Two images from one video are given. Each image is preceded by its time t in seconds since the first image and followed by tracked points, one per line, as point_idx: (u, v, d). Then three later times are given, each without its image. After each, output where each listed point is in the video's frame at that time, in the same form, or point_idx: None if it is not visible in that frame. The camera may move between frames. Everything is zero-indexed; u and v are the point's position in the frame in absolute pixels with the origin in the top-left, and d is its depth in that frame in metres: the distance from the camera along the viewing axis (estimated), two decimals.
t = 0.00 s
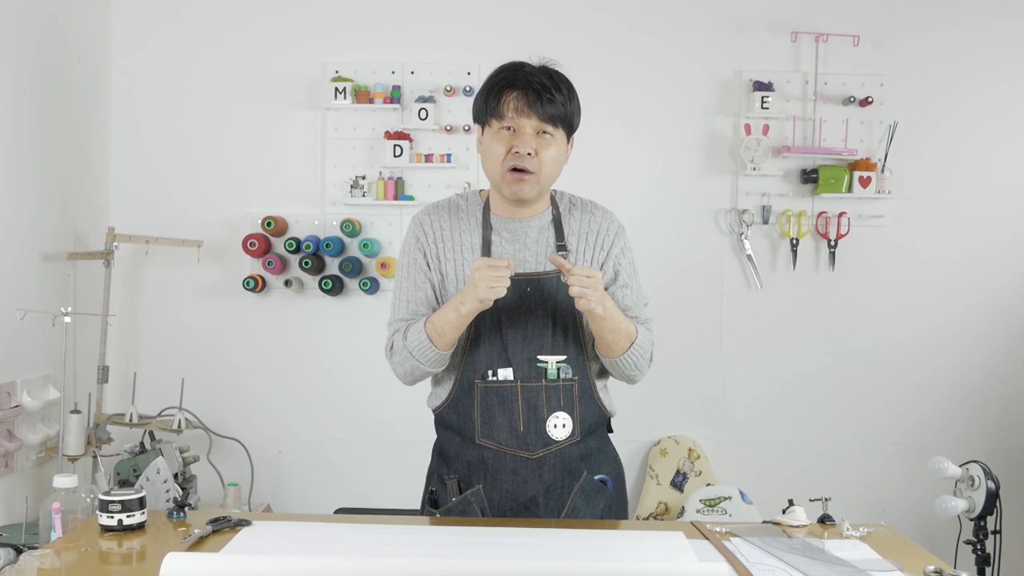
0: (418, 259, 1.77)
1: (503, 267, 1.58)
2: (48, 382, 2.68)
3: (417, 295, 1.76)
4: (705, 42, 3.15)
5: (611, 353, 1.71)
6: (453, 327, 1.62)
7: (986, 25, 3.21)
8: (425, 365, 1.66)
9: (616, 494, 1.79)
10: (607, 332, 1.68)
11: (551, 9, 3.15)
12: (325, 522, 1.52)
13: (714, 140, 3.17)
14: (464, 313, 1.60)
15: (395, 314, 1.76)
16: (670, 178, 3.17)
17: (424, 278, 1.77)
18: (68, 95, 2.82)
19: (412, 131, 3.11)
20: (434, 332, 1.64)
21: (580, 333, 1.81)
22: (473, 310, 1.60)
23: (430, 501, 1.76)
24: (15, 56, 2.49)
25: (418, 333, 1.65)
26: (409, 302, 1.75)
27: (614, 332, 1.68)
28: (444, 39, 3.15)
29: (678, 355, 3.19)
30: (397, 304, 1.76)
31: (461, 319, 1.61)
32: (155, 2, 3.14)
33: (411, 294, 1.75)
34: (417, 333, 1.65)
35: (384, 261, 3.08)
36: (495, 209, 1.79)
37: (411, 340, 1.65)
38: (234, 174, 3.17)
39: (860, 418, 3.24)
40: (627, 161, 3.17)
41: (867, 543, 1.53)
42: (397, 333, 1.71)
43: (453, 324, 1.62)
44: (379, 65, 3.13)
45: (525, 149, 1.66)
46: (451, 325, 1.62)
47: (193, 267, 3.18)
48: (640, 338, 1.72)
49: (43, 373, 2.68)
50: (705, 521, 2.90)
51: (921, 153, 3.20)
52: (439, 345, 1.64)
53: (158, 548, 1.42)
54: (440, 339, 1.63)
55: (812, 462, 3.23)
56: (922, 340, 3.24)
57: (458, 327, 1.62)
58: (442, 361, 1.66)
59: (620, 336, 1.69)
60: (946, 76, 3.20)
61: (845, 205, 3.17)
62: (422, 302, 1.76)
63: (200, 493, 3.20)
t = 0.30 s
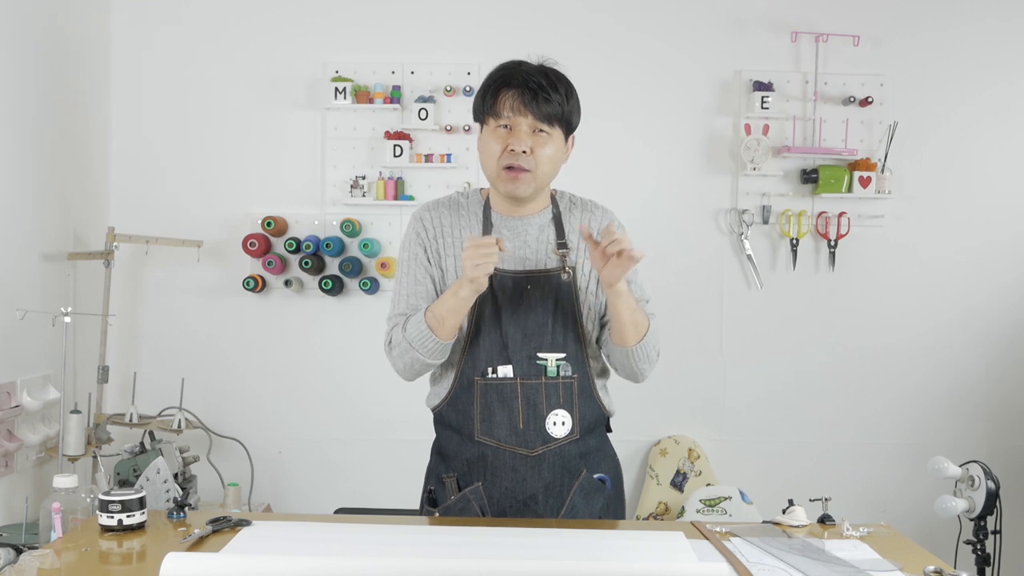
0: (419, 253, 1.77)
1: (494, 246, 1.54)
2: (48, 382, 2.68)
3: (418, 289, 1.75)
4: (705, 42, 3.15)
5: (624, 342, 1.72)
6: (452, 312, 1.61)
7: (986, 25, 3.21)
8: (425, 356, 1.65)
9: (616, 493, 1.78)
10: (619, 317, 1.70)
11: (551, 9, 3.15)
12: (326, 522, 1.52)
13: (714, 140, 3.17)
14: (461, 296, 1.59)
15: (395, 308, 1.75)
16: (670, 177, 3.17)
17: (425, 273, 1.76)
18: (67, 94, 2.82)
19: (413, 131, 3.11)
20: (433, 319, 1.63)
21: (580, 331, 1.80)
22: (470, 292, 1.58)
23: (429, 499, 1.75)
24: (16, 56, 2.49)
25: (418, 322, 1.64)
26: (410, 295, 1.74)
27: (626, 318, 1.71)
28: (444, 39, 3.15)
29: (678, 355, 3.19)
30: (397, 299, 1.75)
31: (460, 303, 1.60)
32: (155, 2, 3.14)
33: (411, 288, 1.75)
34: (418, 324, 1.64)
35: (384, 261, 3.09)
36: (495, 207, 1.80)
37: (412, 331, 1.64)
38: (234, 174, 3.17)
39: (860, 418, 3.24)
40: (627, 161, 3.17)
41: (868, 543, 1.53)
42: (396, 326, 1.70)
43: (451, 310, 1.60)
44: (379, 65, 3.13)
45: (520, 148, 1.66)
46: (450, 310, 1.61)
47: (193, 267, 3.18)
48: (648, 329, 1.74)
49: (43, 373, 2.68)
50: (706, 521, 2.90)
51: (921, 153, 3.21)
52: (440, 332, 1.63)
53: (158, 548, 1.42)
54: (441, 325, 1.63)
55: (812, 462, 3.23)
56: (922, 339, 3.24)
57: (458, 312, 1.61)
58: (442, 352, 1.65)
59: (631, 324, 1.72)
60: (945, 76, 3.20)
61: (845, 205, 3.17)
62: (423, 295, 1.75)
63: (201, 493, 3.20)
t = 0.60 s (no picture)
0: (423, 250, 1.76)
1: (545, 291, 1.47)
2: (48, 382, 2.68)
3: (421, 288, 1.74)
4: (705, 42, 3.15)
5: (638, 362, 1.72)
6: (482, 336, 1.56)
7: (986, 25, 3.21)
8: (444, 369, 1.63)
9: (615, 493, 1.78)
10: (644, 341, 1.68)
11: (551, 9, 3.15)
12: (326, 522, 1.52)
13: (714, 140, 3.17)
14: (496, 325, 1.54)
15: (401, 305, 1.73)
16: (670, 177, 3.17)
17: (428, 270, 1.75)
18: (67, 95, 2.82)
19: (413, 131, 3.11)
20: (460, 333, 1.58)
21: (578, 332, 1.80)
22: (508, 330, 1.53)
23: (428, 500, 1.76)
24: (16, 56, 2.50)
25: (441, 338, 1.60)
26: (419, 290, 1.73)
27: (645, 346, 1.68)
28: (444, 39, 3.15)
29: (678, 355, 3.19)
30: (402, 295, 1.74)
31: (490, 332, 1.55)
32: (155, 2, 3.14)
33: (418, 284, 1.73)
34: (440, 339, 1.60)
35: (384, 261, 3.09)
36: (495, 206, 1.80)
37: (433, 344, 1.61)
38: (234, 174, 3.17)
39: (860, 418, 3.24)
40: (627, 162, 3.17)
41: (868, 543, 1.53)
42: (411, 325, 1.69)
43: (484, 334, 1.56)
44: (379, 65, 3.13)
45: (517, 147, 1.66)
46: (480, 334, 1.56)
47: (193, 267, 3.18)
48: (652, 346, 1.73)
49: (43, 373, 2.68)
50: (705, 521, 2.90)
51: (921, 153, 3.21)
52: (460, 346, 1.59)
53: (158, 548, 1.42)
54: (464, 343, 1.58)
55: (812, 463, 3.23)
56: (922, 339, 3.24)
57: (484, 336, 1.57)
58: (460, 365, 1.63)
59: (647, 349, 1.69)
60: (945, 76, 3.20)
61: (845, 205, 3.17)
62: (428, 293, 1.74)
63: (201, 493, 3.20)
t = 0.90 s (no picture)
0: (422, 254, 1.75)
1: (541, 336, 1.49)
2: (48, 382, 2.68)
3: (422, 292, 1.74)
4: (704, 42, 3.15)
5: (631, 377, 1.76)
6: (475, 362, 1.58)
7: (986, 25, 3.21)
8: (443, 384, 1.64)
9: (614, 493, 1.79)
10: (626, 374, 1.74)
11: (551, 9, 3.15)
12: (326, 522, 1.52)
13: (714, 140, 3.17)
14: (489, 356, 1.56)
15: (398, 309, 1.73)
16: (670, 177, 3.17)
17: (428, 275, 1.75)
18: (67, 95, 2.82)
19: (413, 131, 3.11)
20: (456, 351, 1.60)
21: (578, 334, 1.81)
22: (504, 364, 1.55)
23: (428, 501, 1.76)
24: (16, 56, 2.50)
25: (438, 355, 1.61)
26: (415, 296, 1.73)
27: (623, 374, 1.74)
28: (444, 39, 3.15)
29: (678, 355, 3.19)
30: (400, 300, 1.74)
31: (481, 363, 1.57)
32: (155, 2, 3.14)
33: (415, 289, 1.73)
34: (437, 357, 1.61)
35: (384, 261, 3.09)
36: (496, 209, 1.79)
37: (431, 362, 1.62)
38: (233, 174, 3.17)
39: (860, 418, 3.24)
40: (627, 161, 3.17)
41: (867, 543, 1.53)
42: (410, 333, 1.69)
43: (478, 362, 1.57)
44: (379, 65, 3.13)
45: (524, 152, 1.66)
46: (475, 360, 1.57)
47: (193, 267, 3.18)
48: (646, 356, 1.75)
49: (43, 373, 2.68)
50: (706, 521, 2.90)
51: (921, 153, 3.21)
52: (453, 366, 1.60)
53: (158, 548, 1.42)
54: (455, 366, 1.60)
55: (812, 463, 3.23)
56: (922, 339, 3.24)
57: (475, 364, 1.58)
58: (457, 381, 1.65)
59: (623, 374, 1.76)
60: (945, 76, 3.20)
61: (845, 205, 3.17)
62: (427, 299, 1.74)
63: (201, 493, 3.20)
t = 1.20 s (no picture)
0: (422, 253, 1.76)
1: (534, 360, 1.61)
2: (48, 382, 2.68)
3: (423, 290, 1.75)
4: (704, 42, 3.15)
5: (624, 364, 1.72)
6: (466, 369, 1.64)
7: (986, 25, 3.21)
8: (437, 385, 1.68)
9: (615, 494, 1.79)
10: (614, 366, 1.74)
11: (551, 9, 3.15)
12: (326, 522, 1.52)
13: (714, 140, 3.17)
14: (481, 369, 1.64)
15: (399, 308, 1.75)
16: (670, 178, 3.17)
17: (429, 273, 1.75)
18: (67, 95, 2.82)
19: (413, 131, 3.11)
20: (449, 355, 1.65)
21: (578, 332, 1.81)
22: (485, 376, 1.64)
23: (428, 501, 1.76)
24: (17, 57, 2.50)
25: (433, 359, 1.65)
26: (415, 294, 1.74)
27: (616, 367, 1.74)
28: (444, 39, 3.15)
29: (678, 355, 3.19)
30: (401, 299, 1.75)
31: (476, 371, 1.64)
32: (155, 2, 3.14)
33: (416, 287, 1.74)
34: (432, 361, 1.65)
35: (384, 261, 3.09)
36: (499, 206, 1.79)
37: (425, 363, 1.65)
38: (233, 174, 3.17)
39: (860, 418, 3.24)
40: (627, 161, 3.17)
41: (868, 543, 1.53)
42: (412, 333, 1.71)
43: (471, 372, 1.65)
44: (379, 65, 3.13)
45: (527, 145, 1.66)
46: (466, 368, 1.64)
47: (193, 267, 3.18)
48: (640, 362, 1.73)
49: (43, 373, 2.68)
50: (706, 521, 2.90)
51: (920, 153, 3.21)
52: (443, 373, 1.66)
53: (158, 548, 1.42)
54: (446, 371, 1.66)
55: (812, 463, 3.23)
56: (922, 338, 3.24)
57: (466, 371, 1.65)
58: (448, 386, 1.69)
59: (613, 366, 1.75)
60: (945, 76, 3.20)
61: (845, 205, 3.17)
62: (426, 298, 1.75)
63: (201, 493, 3.20)
